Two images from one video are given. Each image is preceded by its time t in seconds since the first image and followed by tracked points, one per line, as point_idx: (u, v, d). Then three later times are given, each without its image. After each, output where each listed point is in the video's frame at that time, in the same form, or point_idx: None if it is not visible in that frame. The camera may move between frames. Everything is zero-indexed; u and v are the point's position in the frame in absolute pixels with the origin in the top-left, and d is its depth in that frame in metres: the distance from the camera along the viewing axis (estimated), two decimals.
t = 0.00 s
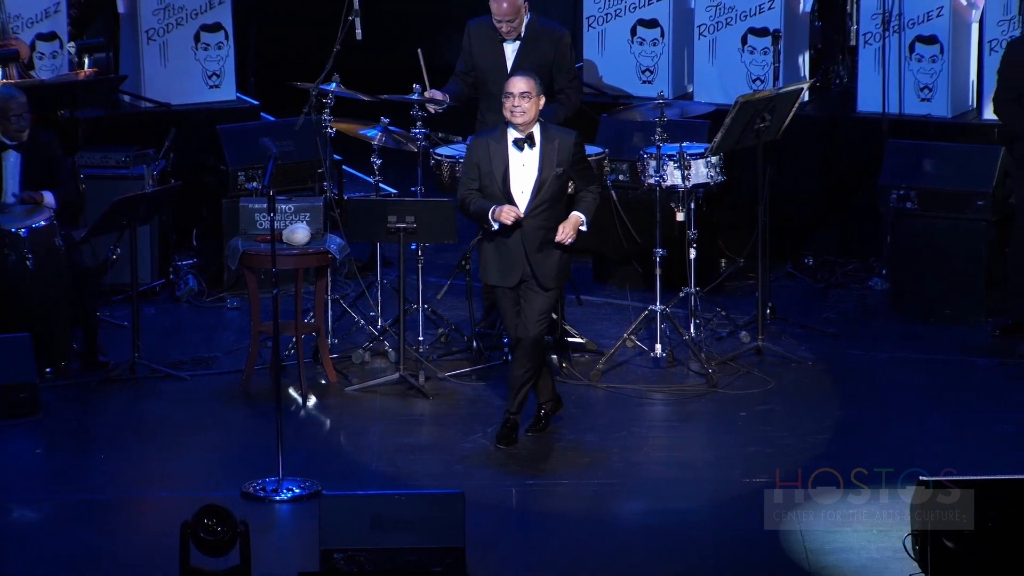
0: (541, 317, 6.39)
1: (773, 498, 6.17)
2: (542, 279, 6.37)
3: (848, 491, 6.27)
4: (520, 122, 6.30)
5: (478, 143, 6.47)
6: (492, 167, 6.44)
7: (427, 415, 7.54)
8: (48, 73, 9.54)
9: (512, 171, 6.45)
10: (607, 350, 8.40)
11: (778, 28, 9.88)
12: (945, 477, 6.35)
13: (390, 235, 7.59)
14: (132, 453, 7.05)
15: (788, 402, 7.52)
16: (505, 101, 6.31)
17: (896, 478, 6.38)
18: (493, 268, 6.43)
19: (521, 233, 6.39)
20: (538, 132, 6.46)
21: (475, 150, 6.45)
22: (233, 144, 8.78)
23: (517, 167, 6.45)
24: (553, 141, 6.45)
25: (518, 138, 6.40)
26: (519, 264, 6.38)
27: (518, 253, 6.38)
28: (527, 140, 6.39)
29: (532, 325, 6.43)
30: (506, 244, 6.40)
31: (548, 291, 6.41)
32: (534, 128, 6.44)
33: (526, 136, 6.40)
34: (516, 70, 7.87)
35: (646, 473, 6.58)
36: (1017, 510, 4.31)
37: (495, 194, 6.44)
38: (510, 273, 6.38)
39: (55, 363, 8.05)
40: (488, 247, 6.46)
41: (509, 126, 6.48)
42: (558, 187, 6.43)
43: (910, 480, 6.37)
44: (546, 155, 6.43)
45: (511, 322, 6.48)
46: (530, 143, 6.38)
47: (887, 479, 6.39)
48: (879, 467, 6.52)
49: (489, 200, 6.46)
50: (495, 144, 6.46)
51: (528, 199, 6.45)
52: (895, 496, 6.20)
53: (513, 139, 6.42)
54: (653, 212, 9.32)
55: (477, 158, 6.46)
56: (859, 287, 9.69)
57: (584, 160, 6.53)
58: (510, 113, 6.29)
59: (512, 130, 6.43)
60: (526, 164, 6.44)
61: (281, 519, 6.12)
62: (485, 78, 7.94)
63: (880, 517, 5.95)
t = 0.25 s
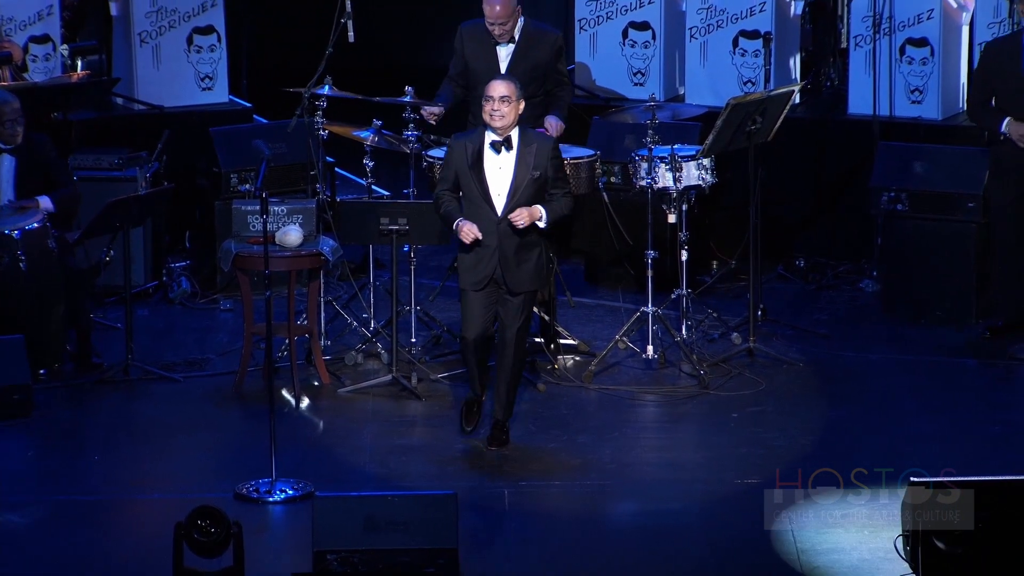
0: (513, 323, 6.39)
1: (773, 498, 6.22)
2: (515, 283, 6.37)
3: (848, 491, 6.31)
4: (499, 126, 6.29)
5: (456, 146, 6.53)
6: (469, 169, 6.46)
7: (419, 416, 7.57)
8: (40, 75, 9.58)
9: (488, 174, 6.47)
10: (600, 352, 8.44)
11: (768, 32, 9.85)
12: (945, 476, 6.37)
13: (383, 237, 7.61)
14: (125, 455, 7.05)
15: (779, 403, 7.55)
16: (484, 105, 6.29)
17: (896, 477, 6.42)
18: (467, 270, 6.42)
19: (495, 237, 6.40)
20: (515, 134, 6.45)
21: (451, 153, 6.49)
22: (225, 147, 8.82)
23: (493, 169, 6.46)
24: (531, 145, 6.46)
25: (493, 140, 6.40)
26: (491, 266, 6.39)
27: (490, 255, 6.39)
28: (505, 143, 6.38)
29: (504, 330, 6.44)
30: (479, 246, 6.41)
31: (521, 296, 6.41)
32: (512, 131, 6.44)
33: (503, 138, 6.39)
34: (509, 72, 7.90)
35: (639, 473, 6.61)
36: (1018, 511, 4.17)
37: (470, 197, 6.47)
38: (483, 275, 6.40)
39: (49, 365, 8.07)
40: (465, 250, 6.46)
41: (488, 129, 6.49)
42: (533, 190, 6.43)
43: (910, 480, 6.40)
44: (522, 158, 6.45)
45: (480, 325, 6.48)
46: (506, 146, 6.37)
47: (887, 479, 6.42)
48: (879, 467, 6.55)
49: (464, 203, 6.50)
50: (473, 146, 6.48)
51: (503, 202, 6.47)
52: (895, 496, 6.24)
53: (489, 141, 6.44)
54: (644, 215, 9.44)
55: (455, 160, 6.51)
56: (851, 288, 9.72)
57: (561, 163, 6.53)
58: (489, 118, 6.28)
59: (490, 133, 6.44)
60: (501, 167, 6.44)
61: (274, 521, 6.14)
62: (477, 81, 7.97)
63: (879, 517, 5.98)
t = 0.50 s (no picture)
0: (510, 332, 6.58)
1: (773, 498, 6.40)
2: (505, 296, 6.47)
3: (847, 491, 6.48)
4: (488, 139, 6.33)
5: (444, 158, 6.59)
6: (457, 181, 6.53)
7: (426, 420, 7.72)
8: (55, 87, 9.90)
9: (476, 186, 6.54)
10: (602, 358, 8.58)
11: (768, 44, 10.02)
12: (943, 476, 6.55)
13: (390, 245, 7.76)
14: (139, 459, 7.20)
15: (779, 407, 7.70)
16: (473, 118, 6.33)
17: (896, 477, 6.60)
18: (459, 283, 6.49)
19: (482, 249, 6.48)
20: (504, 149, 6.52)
21: (439, 165, 6.57)
22: (236, 158, 9.03)
23: (482, 182, 6.53)
24: (519, 158, 6.53)
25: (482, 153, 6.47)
26: (480, 280, 6.47)
27: (479, 269, 6.47)
28: (493, 155, 6.45)
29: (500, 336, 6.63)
30: (467, 260, 6.49)
31: (512, 305, 6.54)
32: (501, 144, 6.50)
33: (492, 151, 6.46)
34: (513, 83, 8.05)
35: (643, 476, 6.77)
36: (1017, 511, 4.31)
37: (457, 209, 6.54)
38: (472, 289, 6.48)
39: (62, 371, 8.22)
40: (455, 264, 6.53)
41: (478, 141, 6.56)
42: (520, 203, 6.51)
43: (909, 479, 6.59)
44: (510, 171, 6.52)
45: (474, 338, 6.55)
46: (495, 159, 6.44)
47: (887, 479, 6.60)
48: (879, 467, 6.73)
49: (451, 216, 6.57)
50: (462, 158, 6.55)
51: (491, 214, 6.53)
52: (895, 496, 6.41)
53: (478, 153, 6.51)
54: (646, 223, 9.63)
55: (442, 173, 6.58)
56: (849, 295, 9.93)
57: (548, 176, 6.60)
58: (479, 130, 6.31)
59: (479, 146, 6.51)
60: (490, 181, 6.51)
61: (284, 523, 6.30)
62: (481, 91, 8.12)
63: (878, 516, 6.15)
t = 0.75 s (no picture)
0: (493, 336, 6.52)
1: (773, 498, 6.40)
2: (488, 299, 6.46)
3: (847, 491, 6.49)
4: (478, 142, 6.34)
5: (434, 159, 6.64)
6: (443, 182, 6.59)
7: (428, 420, 7.74)
8: (57, 86, 9.90)
9: (462, 187, 6.57)
10: (604, 357, 8.60)
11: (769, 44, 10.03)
12: (943, 476, 6.56)
13: (391, 245, 7.77)
14: (140, 458, 7.22)
15: (779, 407, 7.72)
16: (462, 122, 6.32)
17: (896, 477, 6.60)
18: (444, 285, 6.53)
19: (466, 251, 6.50)
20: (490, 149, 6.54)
21: (428, 167, 6.63)
22: (239, 158, 9.09)
23: (467, 184, 6.56)
24: (506, 161, 6.53)
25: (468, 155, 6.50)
26: (465, 283, 6.49)
27: (463, 270, 6.49)
28: (479, 158, 6.47)
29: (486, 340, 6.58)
30: (452, 261, 6.52)
31: (496, 309, 6.50)
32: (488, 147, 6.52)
33: (478, 154, 6.49)
34: (515, 82, 8.06)
35: (643, 476, 6.78)
36: (1016, 511, 4.32)
37: (446, 211, 6.59)
38: (458, 292, 6.50)
39: (64, 370, 8.23)
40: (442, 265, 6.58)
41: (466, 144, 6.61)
42: (505, 206, 6.52)
43: (909, 479, 6.59)
44: (497, 174, 6.53)
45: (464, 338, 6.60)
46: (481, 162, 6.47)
47: (887, 479, 6.61)
48: (879, 467, 6.74)
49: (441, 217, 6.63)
50: (451, 160, 6.60)
51: (476, 216, 6.55)
52: (895, 496, 6.42)
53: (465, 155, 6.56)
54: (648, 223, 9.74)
55: (432, 175, 6.63)
56: (850, 295, 9.94)
57: (538, 177, 6.57)
58: (468, 134, 6.31)
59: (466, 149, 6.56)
60: (476, 184, 6.55)
61: (286, 522, 6.31)
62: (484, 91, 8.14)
63: (878, 517, 6.16)
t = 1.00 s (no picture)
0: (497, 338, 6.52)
1: (773, 498, 6.40)
2: (487, 302, 6.44)
3: (847, 491, 6.49)
4: (478, 145, 6.37)
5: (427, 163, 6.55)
6: (437, 187, 6.53)
7: (429, 419, 7.74)
8: (59, 86, 9.95)
9: (459, 191, 6.53)
10: (605, 357, 8.60)
11: (770, 44, 10.03)
12: (943, 476, 6.56)
13: (393, 244, 7.77)
14: (142, 458, 7.22)
15: (780, 407, 7.72)
16: (463, 128, 6.32)
17: (896, 477, 6.60)
18: (442, 289, 6.49)
19: (464, 254, 6.46)
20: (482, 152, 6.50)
21: (421, 171, 6.55)
22: (240, 158, 9.10)
23: (463, 187, 6.52)
24: (501, 163, 6.49)
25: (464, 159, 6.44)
26: (464, 285, 6.45)
27: (461, 274, 6.45)
28: (475, 161, 6.42)
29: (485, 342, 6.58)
30: (450, 266, 6.48)
31: (494, 312, 6.49)
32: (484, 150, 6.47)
33: (475, 157, 6.42)
34: (517, 82, 8.07)
35: (644, 475, 6.79)
36: (1016, 511, 4.32)
37: (441, 215, 6.52)
38: (457, 294, 6.46)
39: (66, 370, 8.24)
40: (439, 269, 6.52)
41: (460, 147, 6.53)
42: (503, 208, 6.49)
43: (909, 479, 6.59)
44: (493, 176, 6.49)
45: (462, 342, 6.56)
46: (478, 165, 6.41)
47: (887, 479, 6.61)
48: (879, 467, 6.74)
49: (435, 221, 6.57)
50: (445, 163, 6.53)
51: (474, 219, 6.52)
52: (894, 495, 6.42)
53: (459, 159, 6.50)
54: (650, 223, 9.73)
55: (425, 179, 6.55)
56: (852, 295, 9.94)
57: (533, 180, 6.56)
58: (469, 139, 6.33)
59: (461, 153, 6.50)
60: (472, 188, 6.50)
61: (287, 522, 6.31)
62: (485, 91, 8.14)
63: (878, 516, 6.16)
